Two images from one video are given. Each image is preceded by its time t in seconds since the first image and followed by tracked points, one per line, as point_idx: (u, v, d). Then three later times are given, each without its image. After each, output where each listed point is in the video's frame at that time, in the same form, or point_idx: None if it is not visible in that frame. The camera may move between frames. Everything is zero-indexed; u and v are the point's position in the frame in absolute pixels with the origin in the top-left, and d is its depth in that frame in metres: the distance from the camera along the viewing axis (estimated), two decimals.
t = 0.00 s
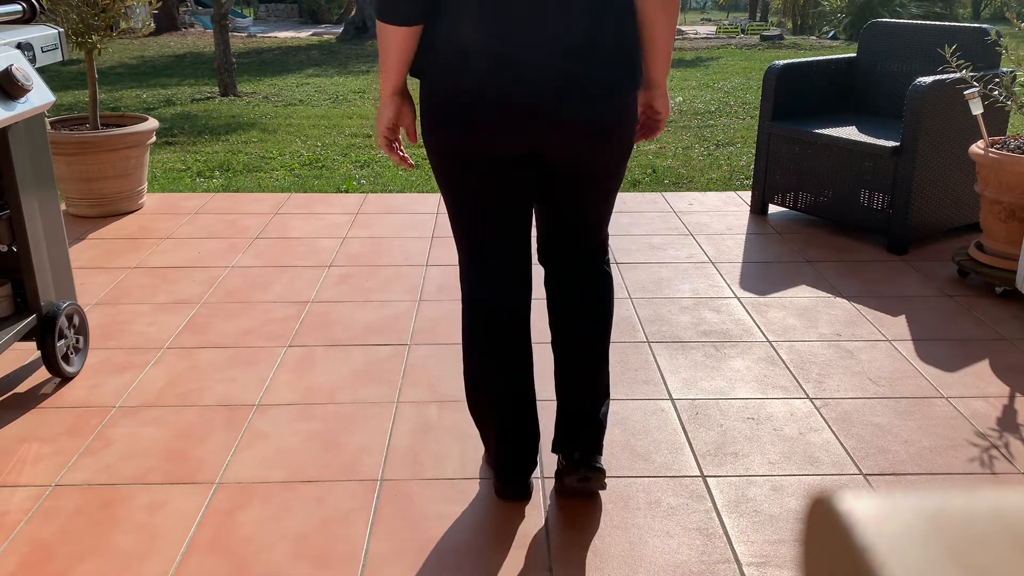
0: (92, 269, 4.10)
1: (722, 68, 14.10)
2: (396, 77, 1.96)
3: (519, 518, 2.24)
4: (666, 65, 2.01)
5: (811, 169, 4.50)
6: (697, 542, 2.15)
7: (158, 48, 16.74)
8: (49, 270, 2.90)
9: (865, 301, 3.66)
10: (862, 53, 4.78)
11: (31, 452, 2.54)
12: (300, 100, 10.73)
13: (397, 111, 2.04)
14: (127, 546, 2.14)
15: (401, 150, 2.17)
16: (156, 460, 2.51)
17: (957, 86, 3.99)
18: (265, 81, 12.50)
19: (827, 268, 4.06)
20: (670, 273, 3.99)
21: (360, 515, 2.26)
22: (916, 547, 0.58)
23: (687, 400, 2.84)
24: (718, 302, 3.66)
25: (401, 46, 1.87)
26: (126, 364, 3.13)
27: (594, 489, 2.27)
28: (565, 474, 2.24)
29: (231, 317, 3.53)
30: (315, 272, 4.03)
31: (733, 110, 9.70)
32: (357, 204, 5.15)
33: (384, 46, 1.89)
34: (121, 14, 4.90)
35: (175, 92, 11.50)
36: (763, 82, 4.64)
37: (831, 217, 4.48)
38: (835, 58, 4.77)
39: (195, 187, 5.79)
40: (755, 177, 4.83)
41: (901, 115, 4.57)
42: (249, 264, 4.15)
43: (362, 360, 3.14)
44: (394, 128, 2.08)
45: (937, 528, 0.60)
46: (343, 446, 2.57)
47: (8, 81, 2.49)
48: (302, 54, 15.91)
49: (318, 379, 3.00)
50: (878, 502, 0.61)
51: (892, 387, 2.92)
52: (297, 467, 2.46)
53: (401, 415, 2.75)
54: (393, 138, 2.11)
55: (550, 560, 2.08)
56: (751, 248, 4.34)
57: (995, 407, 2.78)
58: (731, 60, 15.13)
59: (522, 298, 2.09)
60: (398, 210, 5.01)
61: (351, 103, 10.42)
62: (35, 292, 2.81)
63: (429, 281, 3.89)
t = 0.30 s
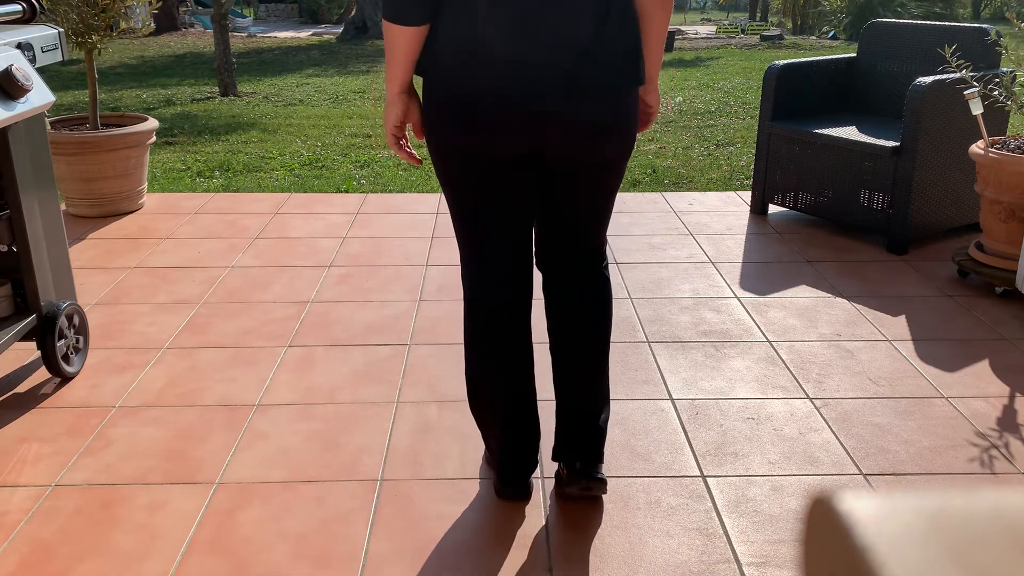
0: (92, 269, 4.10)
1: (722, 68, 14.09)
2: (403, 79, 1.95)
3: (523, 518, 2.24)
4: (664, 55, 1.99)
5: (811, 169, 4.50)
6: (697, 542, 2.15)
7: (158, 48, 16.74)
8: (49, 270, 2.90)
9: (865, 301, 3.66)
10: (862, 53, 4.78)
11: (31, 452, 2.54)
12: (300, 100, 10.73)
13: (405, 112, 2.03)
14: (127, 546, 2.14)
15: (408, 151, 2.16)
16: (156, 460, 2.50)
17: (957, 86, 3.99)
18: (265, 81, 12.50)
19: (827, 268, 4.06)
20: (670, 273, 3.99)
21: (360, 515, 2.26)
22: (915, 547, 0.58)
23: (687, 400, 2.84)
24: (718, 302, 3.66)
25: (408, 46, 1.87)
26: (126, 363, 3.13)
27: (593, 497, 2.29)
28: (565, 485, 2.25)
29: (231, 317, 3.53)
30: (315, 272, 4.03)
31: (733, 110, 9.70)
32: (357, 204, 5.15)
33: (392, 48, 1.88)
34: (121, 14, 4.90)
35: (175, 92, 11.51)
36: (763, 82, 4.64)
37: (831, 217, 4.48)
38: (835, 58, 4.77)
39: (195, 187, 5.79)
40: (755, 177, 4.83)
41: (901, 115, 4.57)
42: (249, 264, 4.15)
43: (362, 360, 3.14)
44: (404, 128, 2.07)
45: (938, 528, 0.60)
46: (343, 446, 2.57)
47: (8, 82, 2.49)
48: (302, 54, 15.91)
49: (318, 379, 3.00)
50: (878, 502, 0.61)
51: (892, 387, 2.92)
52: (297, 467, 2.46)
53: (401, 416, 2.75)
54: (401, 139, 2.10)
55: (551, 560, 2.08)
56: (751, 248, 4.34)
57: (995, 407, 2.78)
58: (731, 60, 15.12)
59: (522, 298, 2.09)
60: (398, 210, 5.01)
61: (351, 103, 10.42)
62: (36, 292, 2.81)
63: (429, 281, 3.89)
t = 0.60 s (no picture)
0: (92, 269, 4.10)
1: (723, 68, 14.09)
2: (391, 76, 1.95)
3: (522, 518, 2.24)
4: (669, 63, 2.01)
5: (811, 169, 4.50)
6: (697, 542, 2.15)
7: (158, 48, 16.74)
8: (49, 270, 2.90)
9: (865, 301, 3.66)
10: (861, 53, 4.78)
11: (31, 452, 2.54)
12: (300, 100, 10.73)
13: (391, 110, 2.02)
14: (127, 546, 2.14)
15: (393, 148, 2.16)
16: (156, 460, 2.50)
17: (958, 85, 3.98)
18: (265, 82, 12.50)
19: (827, 268, 4.06)
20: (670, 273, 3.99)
21: (361, 515, 2.26)
22: (914, 546, 0.58)
23: (687, 400, 2.84)
24: (718, 302, 3.66)
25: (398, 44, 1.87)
26: (126, 363, 3.13)
27: (592, 482, 2.27)
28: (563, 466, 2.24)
29: (231, 317, 3.53)
30: (315, 272, 4.03)
31: (733, 110, 9.70)
32: (357, 204, 5.15)
33: (380, 47, 1.88)
34: (121, 14, 4.90)
35: (175, 92, 11.51)
36: (763, 82, 4.64)
37: (831, 217, 4.47)
38: (835, 58, 4.77)
39: (195, 188, 5.79)
40: (755, 177, 4.83)
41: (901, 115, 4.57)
42: (249, 264, 4.15)
43: (362, 360, 3.14)
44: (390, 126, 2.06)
45: (939, 528, 0.60)
46: (343, 446, 2.57)
47: (8, 81, 2.49)
48: (302, 54, 15.91)
49: (318, 379, 3.00)
50: (878, 502, 0.61)
51: (892, 387, 2.92)
52: (298, 467, 2.47)
53: (401, 415, 2.75)
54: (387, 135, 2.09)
55: (551, 559, 2.08)
56: (751, 248, 4.34)
57: (995, 407, 2.78)
58: (731, 60, 15.12)
59: (521, 298, 2.09)
60: (398, 210, 5.01)
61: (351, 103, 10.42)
62: (36, 292, 2.81)
63: (429, 281, 3.89)
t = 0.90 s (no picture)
0: (92, 269, 4.10)
1: (722, 68, 14.09)
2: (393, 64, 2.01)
3: (522, 517, 2.23)
4: (671, 73, 2.00)
5: (811, 169, 4.50)
6: (697, 542, 2.15)
7: (158, 48, 16.74)
8: (48, 270, 2.90)
9: (865, 301, 3.66)
10: (862, 53, 4.78)
11: (31, 452, 2.54)
12: (300, 100, 10.73)
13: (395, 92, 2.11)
14: (127, 546, 2.14)
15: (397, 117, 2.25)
16: (156, 460, 2.50)
17: (957, 85, 3.98)
18: (265, 82, 12.51)
19: (827, 268, 4.06)
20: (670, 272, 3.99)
21: (361, 515, 2.26)
22: (914, 547, 0.58)
23: (687, 400, 2.84)
24: (718, 302, 3.66)
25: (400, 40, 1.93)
26: (126, 364, 3.13)
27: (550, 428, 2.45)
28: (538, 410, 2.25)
29: (231, 317, 3.53)
30: (315, 272, 4.03)
31: (733, 110, 9.70)
32: (357, 204, 5.15)
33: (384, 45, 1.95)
34: (121, 14, 4.90)
35: (175, 92, 11.51)
36: (763, 82, 4.64)
37: (831, 217, 4.47)
38: (835, 58, 4.77)
39: (195, 187, 5.79)
40: (755, 177, 4.83)
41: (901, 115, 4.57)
42: (249, 264, 4.15)
43: (362, 360, 3.14)
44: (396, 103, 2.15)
45: (939, 527, 0.59)
46: (343, 446, 2.57)
47: (8, 82, 2.49)
48: (302, 55, 15.91)
49: (318, 379, 3.00)
50: (879, 502, 0.61)
51: (892, 387, 2.92)
52: (298, 467, 2.47)
53: (401, 415, 2.75)
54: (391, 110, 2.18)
55: (551, 560, 2.08)
56: (751, 248, 4.34)
57: (995, 407, 2.78)
58: (731, 60, 15.13)
59: (520, 299, 2.08)
60: (398, 210, 5.01)
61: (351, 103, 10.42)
62: (36, 292, 2.81)
63: (429, 281, 3.89)
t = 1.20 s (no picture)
0: (92, 269, 4.10)
1: (722, 68, 14.09)
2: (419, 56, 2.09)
3: (521, 516, 2.24)
4: (662, 72, 2.02)
5: (811, 169, 4.50)
6: (697, 542, 2.14)
7: (158, 48, 16.74)
8: (49, 270, 2.90)
9: (865, 301, 3.66)
10: (862, 53, 4.78)
11: (31, 453, 2.54)
12: (300, 99, 10.73)
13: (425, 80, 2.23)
14: (127, 546, 2.14)
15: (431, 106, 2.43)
16: (156, 460, 2.50)
17: (958, 85, 3.98)
18: (265, 82, 12.51)
19: (827, 268, 4.06)
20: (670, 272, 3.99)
21: (361, 514, 2.26)
22: (914, 546, 0.58)
23: (687, 400, 2.84)
24: (718, 302, 3.66)
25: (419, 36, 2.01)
26: (126, 364, 3.13)
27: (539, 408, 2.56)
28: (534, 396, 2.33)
29: (231, 317, 3.53)
30: (315, 272, 4.03)
31: (733, 110, 9.71)
32: (357, 204, 5.15)
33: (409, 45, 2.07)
34: (121, 14, 4.90)
35: (175, 92, 11.51)
36: (763, 82, 4.64)
37: (831, 217, 4.47)
38: (835, 58, 4.77)
39: (195, 187, 5.79)
40: (755, 177, 4.83)
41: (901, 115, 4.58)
42: (249, 264, 4.15)
43: (362, 360, 3.14)
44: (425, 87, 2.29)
45: (939, 527, 0.59)
46: (343, 446, 2.57)
47: (8, 81, 2.49)
48: (302, 55, 15.91)
49: (318, 379, 3.00)
50: (878, 502, 0.61)
51: (892, 387, 2.92)
52: (298, 467, 2.47)
53: (401, 415, 2.75)
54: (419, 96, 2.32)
55: (551, 560, 2.08)
56: (751, 248, 4.34)
57: (995, 407, 2.78)
58: (731, 60, 15.13)
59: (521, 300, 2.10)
60: (398, 210, 5.01)
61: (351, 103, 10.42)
62: (36, 292, 2.81)
63: (429, 281, 3.89)
